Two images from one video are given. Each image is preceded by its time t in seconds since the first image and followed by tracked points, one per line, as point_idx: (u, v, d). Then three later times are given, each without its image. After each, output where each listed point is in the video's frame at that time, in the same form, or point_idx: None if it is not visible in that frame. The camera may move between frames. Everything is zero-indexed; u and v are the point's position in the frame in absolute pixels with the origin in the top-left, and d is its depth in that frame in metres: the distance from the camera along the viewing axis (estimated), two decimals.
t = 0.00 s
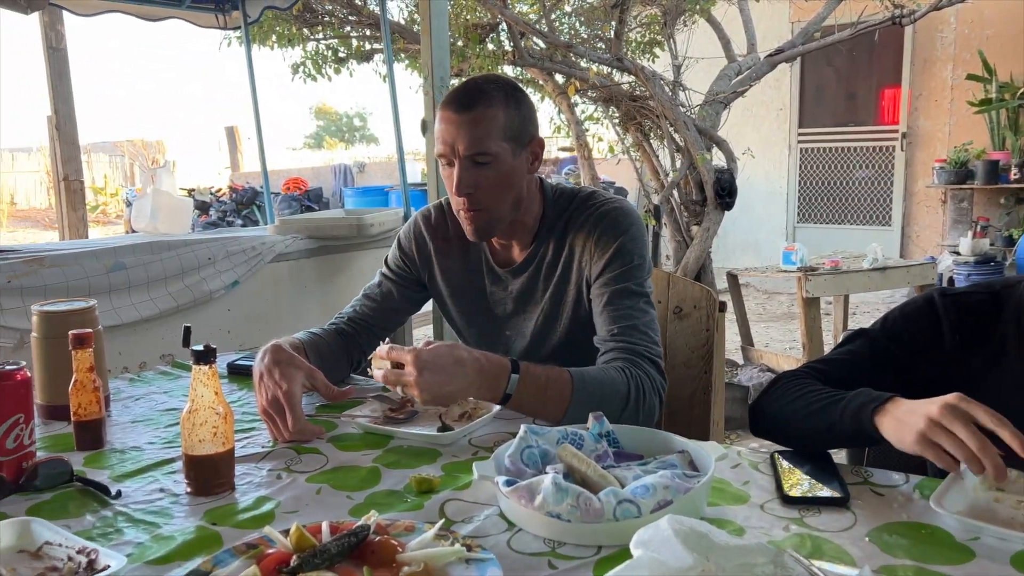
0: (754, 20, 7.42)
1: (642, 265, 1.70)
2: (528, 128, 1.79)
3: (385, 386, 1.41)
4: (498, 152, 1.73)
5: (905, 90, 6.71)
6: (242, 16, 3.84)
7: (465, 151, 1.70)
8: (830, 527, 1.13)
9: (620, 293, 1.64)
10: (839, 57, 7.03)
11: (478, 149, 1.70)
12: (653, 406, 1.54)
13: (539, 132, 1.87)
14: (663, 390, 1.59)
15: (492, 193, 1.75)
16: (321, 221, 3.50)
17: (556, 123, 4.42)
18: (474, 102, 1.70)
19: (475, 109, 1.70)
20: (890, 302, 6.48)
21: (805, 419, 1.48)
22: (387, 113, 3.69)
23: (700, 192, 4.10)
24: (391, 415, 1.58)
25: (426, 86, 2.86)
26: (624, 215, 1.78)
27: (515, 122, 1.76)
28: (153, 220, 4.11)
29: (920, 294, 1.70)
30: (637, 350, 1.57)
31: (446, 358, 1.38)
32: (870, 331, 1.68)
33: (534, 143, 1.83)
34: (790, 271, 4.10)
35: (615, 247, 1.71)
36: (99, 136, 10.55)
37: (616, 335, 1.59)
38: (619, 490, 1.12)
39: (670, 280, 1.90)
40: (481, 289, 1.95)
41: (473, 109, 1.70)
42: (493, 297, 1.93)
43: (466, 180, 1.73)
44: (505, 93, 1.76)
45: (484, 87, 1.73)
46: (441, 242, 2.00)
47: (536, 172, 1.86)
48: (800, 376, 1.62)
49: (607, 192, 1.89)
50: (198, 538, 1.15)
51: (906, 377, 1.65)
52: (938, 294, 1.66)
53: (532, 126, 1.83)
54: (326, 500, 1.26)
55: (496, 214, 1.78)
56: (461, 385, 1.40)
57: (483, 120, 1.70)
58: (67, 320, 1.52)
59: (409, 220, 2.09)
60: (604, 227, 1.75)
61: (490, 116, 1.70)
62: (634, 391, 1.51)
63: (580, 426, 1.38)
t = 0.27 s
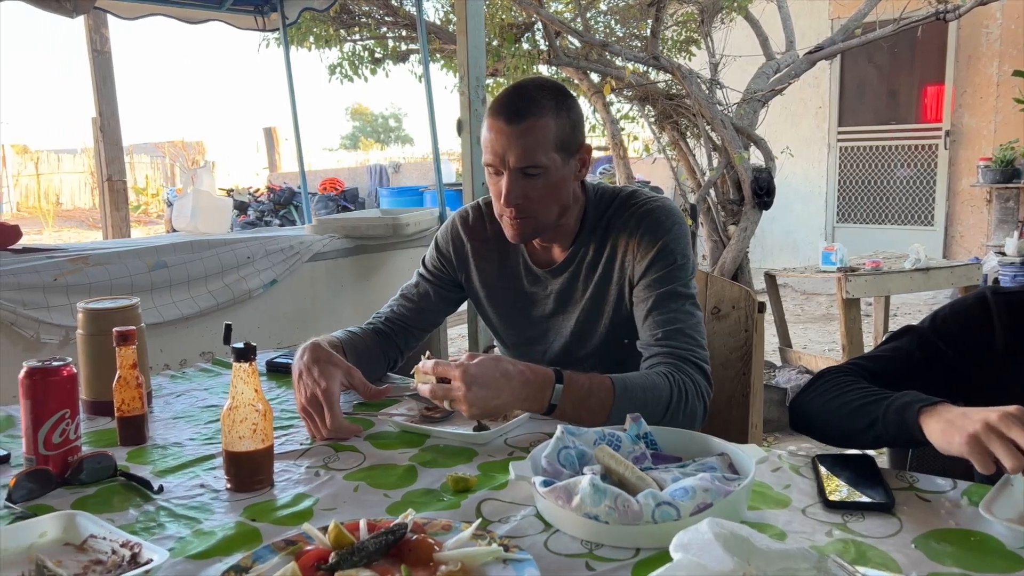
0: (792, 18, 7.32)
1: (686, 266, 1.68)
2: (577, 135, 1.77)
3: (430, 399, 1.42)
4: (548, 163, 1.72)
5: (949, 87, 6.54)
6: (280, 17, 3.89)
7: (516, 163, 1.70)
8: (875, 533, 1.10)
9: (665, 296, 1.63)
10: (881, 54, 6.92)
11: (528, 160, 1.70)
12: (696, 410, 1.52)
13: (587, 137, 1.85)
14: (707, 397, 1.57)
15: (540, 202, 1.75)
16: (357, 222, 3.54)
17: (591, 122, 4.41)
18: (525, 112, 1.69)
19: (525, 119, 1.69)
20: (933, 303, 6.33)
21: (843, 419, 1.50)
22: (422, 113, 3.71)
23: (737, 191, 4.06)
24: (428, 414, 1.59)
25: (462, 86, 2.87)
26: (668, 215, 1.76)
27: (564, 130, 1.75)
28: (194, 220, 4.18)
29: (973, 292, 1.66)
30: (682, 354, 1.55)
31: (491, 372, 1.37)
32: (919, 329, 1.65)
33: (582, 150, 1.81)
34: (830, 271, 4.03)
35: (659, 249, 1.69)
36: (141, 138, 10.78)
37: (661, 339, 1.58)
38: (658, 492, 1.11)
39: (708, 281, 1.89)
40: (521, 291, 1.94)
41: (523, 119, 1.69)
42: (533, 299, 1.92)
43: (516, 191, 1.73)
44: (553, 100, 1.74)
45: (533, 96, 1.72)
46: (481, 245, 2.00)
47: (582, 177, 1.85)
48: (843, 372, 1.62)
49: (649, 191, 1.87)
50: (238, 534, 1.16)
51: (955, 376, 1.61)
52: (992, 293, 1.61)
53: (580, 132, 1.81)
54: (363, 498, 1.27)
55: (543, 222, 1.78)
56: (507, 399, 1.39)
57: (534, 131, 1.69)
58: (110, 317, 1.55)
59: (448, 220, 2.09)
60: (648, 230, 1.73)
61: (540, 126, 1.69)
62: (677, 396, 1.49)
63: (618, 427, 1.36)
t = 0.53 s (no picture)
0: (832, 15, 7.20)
1: (727, 267, 1.65)
2: (619, 141, 1.75)
3: (465, 399, 1.42)
4: (589, 169, 1.71)
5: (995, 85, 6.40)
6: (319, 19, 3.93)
7: (556, 169, 1.68)
8: (922, 543, 1.07)
9: (707, 299, 1.60)
10: (924, 52, 6.80)
11: (569, 167, 1.68)
12: (736, 414, 1.50)
13: (628, 141, 1.83)
14: (747, 401, 1.54)
15: (580, 207, 1.74)
16: (393, 222, 3.56)
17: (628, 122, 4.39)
18: (566, 118, 1.67)
19: (566, 125, 1.67)
20: (978, 307, 6.18)
21: (886, 428, 1.45)
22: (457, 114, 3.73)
23: (776, 192, 4.01)
24: (463, 414, 1.58)
25: (498, 86, 2.87)
26: (709, 216, 1.74)
27: (605, 135, 1.72)
28: (233, 219, 4.24)
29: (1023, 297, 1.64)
30: (723, 358, 1.53)
31: (529, 373, 1.37)
32: (966, 334, 1.64)
33: (624, 155, 1.79)
34: (871, 273, 3.96)
35: (700, 251, 1.67)
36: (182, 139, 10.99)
37: (702, 342, 1.56)
38: (698, 497, 1.09)
39: (748, 283, 1.88)
40: (558, 292, 1.93)
41: (564, 125, 1.67)
42: (571, 300, 1.91)
43: (556, 198, 1.72)
44: (594, 104, 1.72)
45: (575, 101, 1.70)
46: (518, 247, 1.99)
47: (623, 180, 1.83)
48: (890, 380, 1.58)
49: (689, 191, 1.85)
50: (276, 533, 1.17)
51: (1005, 382, 1.60)
52: None
53: (622, 135, 1.79)
54: (399, 498, 1.27)
55: (582, 227, 1.77)
56: (544, 401, 1.38)
57: (575, 137, 1.67)
58: (151, 315, 1.57)
59: (485, 221, 2.08)
60: (689, 231, 1.71)
61: (581, 132, 1.68)
62: (717, 400, 1.48)
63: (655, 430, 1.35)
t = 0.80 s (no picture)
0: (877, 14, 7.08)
1: (768, 269, 1.63)
2: (658, 141, 1.74)
3: (504, 399, 1.42)
4: (626, 169, 1.71)
5: None
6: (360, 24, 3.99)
7: (593, 170, 1.69)
8: (970, 551, 1.05)
9: (747, 302, 1.58)
10: (972, 51, 6.62)
11: (606, 167, 1.68)
12: (777, 418, 1.49)
13: (667, 140, 1.82)
14: (789, 405, 1.53)
15: (617, 207, 1.74)
16: (432, 223, 3.59)
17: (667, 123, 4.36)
18: (604, 118, 1.67)
19: (604, 125, 1.67)
20: None
21: (932, 437, 1.41)
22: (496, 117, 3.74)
23: (818, 193, 3.95)
24: (501, 414, 1.59)
25: (537, 88, 2.88)
26: (750, 217, 1.72)
27: (643, 135, 1.72)
28: (276, 220, 4.31)
29: None
30: (763, 361, 1.52)
31: (568, 373, 1.36)
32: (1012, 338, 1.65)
33: (663, 156, 1.78)
34: (916, 277, 3.88)
35: (740, 252, 1.65)
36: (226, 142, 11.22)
37: (741, 345, 1.55)
38: (738, 500, 1.08)
39: (789, 285, 1.85)
40: (596, 294, 1.93)
41: (603, 125, 1.67)
42: (608, 301, 1.91)
43: (593, 198, 1.73)
44: (634, 105, 1.72)
45: (614, 101, 1.70)
46: (556, 248, 2.00)
47: (662, 180, 1.82)
48: (933, 388, 1.55)
49: (730, 192, 1.83)
50: (317, 528, 1.18)
51: None
52: None
53: (661, 135, 1.78)
54: (437, 497, 1.28)
55: (620, 227, 1.76)
56: (583, 401, 1.38)
57: (613, 138, 1.67)
58: (196, 314, 1.61)
59: (524, 222, 2.09)
60: (729, 232, 1.70)
61: (620, 132, 1.68)
62: (758, 404, 1.46)
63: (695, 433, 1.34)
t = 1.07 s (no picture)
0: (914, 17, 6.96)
1: (801, 273, 1.61)
2: (688, 136, 1.76)
3: (531, 404, 1.42)
4: (659, 163, 1.72)
5: None
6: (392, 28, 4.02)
7: (626, 164, 1.70)
8: (1011, 565, 1.02)
9: (780, 307, 1.56)
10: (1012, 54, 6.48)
11: (639, 160, 1.70)
12: (809, 426, 1.47)
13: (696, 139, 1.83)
14: (822, 413, 1.50)
15: (651, 202, 1.74)
16: (461, 226, 3.60)
17: (699, 127, 4.33)
18: (635, 113, 1.70)
19: (635, 120, 1.69)
20: None
21: (975, 446, 1.38)
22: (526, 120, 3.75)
23: (852, 199, 3.89)
24: (529, 419, 1.59)
25: (567, 92, 2.87)
26: (782, 220, 1.70)
27: (674, 130, 1.74)
28: (308, 222, 4.36)
29: None
30: (796, 368, 1.50)
31: (597, 378, 1.36)
32: None
33: (693, 152, 1.80)
34: (953, 284, 3.80)
35: (772, 256, 1.63)
36: (259, 145, 11.36)
37: (774, 350, 1.53)
38: (770, 509, 1.06)
39: (823, 290, 1.83)
40: (626, 298, 1.92)
41: (633, 120, 1.69)
42: (639, 305, 1.90)
43: (627, 193, 1.73)
44: (664, 101, 1.74)
45: (644, 96, 1.73)
46: (586, 250, 1.99)
47: (693, 178, 1.83)
48: (973, 398, 1.53)
49: (762, 195, 1.81)
50: (346, 530, 1.19)
51: None
52: None
53: (691, 132, 1.79)
54: (466, 500, 1.28)
55: (653, 224, 1.76)
56: (612, 407, 1.36)
57: (644, 132, 1.69)
58: (230, 314, 1.63)
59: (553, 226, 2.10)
60: (761, 235, 1.68)
61: (651, 125, 1.70)
62: (791, 411, 1.44)
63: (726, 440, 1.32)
